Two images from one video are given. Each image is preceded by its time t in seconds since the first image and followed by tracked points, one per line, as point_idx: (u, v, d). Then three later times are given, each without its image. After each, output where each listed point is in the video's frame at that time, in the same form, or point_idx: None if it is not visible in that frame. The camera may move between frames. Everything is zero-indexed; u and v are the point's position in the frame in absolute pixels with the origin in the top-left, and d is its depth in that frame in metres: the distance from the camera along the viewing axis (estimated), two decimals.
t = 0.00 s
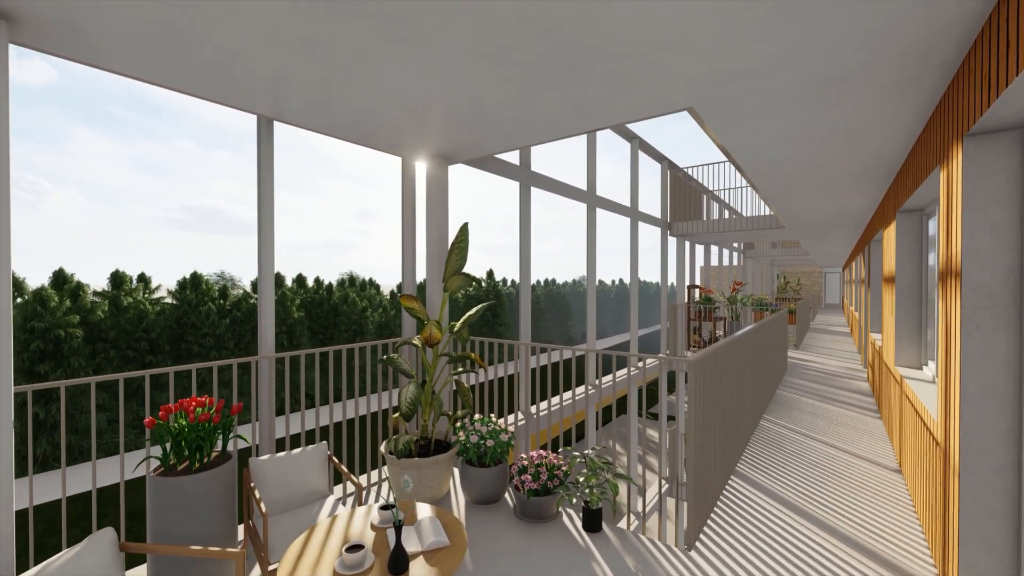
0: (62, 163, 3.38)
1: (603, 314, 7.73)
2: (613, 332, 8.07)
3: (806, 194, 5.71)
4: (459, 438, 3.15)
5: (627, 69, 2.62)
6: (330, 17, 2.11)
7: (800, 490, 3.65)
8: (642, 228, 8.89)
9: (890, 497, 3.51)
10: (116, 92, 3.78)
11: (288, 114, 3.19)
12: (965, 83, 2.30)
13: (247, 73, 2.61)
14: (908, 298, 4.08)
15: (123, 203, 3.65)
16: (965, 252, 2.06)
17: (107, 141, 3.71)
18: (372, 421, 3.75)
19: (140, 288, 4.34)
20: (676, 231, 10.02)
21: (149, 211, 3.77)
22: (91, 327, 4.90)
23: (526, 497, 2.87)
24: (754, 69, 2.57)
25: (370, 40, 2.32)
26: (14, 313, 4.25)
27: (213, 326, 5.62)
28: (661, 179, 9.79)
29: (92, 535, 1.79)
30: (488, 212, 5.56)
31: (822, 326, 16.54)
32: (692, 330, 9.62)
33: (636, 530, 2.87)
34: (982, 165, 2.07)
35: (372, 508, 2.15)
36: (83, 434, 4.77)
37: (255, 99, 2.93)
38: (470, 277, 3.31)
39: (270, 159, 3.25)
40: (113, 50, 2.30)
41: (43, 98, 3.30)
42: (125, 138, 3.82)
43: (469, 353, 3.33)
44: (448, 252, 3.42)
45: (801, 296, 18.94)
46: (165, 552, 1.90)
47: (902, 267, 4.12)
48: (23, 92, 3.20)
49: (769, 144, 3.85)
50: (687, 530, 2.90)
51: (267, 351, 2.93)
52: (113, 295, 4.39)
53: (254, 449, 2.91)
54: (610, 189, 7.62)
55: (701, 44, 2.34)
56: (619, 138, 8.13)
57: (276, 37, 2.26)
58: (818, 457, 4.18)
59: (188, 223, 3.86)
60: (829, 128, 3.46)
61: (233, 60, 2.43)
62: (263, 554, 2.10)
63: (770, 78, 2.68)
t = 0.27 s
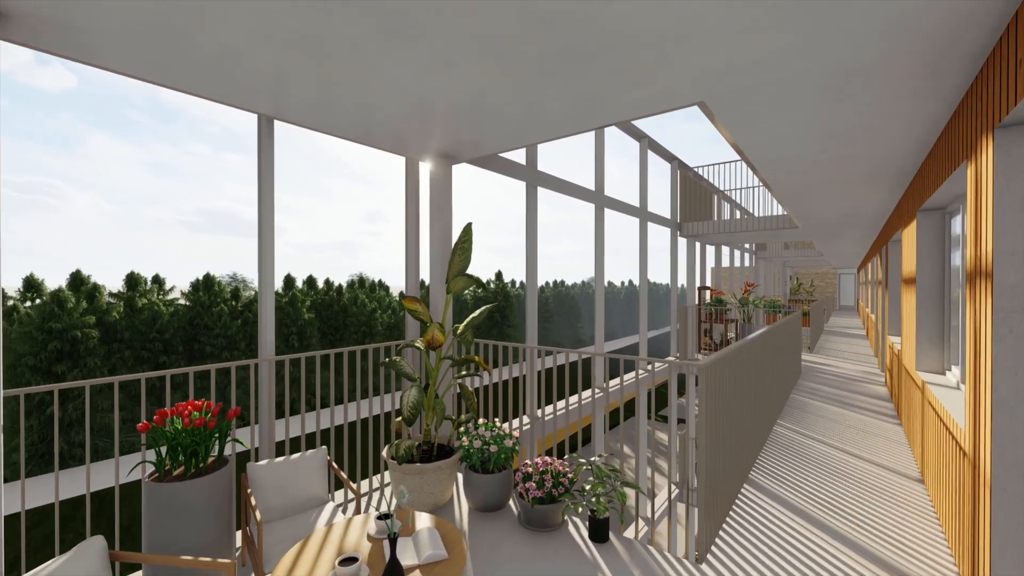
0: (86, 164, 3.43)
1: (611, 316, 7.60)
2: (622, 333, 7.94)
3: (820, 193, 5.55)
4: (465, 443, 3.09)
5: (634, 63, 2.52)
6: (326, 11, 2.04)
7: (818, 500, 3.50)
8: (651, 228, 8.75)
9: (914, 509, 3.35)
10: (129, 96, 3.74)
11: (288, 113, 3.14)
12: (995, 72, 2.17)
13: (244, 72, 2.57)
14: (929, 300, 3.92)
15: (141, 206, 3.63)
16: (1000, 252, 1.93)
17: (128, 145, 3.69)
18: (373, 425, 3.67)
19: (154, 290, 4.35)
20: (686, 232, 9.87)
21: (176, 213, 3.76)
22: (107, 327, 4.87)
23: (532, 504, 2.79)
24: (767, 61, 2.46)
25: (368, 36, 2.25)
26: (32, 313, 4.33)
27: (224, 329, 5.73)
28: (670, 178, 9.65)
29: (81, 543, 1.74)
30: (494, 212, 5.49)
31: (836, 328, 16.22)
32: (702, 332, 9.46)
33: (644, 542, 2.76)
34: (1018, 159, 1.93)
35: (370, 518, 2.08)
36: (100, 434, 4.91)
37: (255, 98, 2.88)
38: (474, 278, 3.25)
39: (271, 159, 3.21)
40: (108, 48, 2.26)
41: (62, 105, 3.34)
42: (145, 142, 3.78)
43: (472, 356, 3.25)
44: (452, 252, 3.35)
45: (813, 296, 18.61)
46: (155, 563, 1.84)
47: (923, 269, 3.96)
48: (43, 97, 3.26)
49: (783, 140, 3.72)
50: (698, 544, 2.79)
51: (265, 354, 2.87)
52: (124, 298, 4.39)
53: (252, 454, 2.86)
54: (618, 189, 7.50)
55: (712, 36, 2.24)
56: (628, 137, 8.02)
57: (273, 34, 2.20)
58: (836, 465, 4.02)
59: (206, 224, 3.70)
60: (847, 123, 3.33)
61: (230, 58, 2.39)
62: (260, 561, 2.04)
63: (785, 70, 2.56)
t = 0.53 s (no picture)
0: (92, 164, 3.87)
1: (617, 317, 7.50)
2: (628, 335, 7.83)
3: (832, 192, 5.41)
4: (465, 449, 3.01)
5: (638, 53, 2.41)
6: None
7: (832, 510, 3.37)
8: (657, 229, 8.64)
9: (934, 521, 3.21)
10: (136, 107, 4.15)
11: (284, 110, 3.08)
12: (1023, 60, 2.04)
13: (234, 66, 2.50)
14: (948, 302, 3.78)
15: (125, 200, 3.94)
16: None
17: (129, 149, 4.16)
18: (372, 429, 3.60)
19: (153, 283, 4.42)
20: (694, 233, 9.74)
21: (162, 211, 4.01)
22: (117, 328, 5.00)
23: (533, 513, 2.70)
24: (780, 52, 2.34)
25: (359, 27, 2.16)
26: (44, 314, 4.28)
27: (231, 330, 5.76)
28: (677, 179, 9.54)
29: (62, 553, 1.69)
30: (498, 212, 5.41)
31: (847, 331, 15.96)
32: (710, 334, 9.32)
33: (650, 555, 2.65)
34: None
35: (362, 530, 2.00)
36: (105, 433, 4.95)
37: (248, 93, 2.82)
38: (475, 279, 3.17)
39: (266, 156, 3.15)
40: (95, 39, 2.20)
41: (72, 108, 3.68)
42: (148, 147, 4.24)
43: (473, 360, 3.17)
44: (452, 253, 3.26)
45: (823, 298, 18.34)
46: None
47: (941, 270, 3.81)
48: (55, 101, 3.57)
49: (795, 136, 3.59)
50: (706, 556, 2.68)
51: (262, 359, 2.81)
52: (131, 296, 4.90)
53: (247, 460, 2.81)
54: (624, 189, 7.40)
55: (720, 23, 2.13)
56: (634, 137, 7.93)
57: (262, 24, 2.12)
58: (851, 474, 3.88)
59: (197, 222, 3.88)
60: (863, 117, 3.20)
61: (220, 52, 2.32)
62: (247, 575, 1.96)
63: (796, 60, 2.44)
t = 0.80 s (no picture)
0: (103, 163, 3.26)
1: (618, 319, 7.39)
2: (630, 336, 7.72)
3: (838, 191, 5.30)
4: (462, 455, 2.91)
5: (641, 44, 2.31)
6: None
7: (845, 521, 3.22)
8: (659, 228, 8.52)
9: (951, 531, 3.08)
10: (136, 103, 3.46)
11: (275, 105, 2.98)
12: None
13: (221, 58, 2.40)
14: (960, 303, 3.67)
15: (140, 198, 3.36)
16: None
17: (137, 150, 3.43)
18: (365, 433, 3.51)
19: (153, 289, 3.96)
20: (696, 233, 9.62)
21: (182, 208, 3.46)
22: (118, 329, 4.87)
23: (533, 522, 2.60)
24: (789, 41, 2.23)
25: (349, 16, 2.07)
26: (46, 315, 4.06)
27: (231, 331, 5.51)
28: (679, 178, 9.42)
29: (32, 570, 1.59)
30: (496, 212, 5.32)
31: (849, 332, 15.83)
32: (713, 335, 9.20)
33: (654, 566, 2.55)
34: None
35: (351, 543, 1.90)
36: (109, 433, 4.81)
37: (237, 87, 2.72)
38: (473, 280, 3.08)
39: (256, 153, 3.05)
40: (73, 28, 2.10)
41: (74, 108, 3.16)
42: (154, 148, 3.50)
43: (470, 363, 3.07)
44: (449, 254, 3.18)
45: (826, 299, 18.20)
46: None
47: (953, 270, 3.70)
48: (54, 101, 3.09)
49: (801, 134, 3.48)
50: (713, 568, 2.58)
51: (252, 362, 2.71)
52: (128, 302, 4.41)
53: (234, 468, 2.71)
54: (626, 189, 7.29)
55: (727, 10, 2.03)
56: (636, 135, 7.82)
57: (247, 13, 2.03)
58: (864, 482, 3.74)
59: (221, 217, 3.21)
60: (872, 113, 3.09)
61: (206, 43, 2.22)
62: None
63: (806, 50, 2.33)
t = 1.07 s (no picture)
0: (98, 164, 3.40)
1: (616, 319, 7.29)
2: (627, 336, 7.63)
3: (839, 191, 5.21)
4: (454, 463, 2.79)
5: (639, 34, 2.19)
6: None
7: (851, 530, 3.12)
8: (657, 228, 8.44)
9: (958, 539, 2.99)
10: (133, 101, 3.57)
11: (257, 97, 2.85)
12: None
13: (194, 46, 2.26)
14: (966, 305, 3.58)
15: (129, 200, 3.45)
16: None
17: (134, 150, 3.57)
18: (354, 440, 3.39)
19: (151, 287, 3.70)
20: (694, 233, 9.55)
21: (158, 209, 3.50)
22: (110, 329, 4.60)
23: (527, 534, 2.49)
24: (796, 30, 2.12)
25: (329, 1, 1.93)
26: (37, 315, 4.05)
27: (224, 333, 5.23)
28: (677, 178, 9.35)
29: None
30: (491, 211, 5.20)
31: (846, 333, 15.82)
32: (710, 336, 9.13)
33: None
34: None
35: (332, 563, 1.79)
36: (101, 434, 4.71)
37: (215, 77, 2.58)
38: (466, 280, 2.97)
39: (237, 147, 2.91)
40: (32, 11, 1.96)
41: (71, 108, 3.29)
42: (152, 148, 3.62)
43: (462, 367, 2.95)
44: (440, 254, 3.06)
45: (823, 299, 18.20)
46: None
47: (958, 271, 3.61)
48: (53, 101, 3.22)
49: (804, 131, 3.37)
50: None
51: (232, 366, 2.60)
52: (122, 301, 4.36)
53: (213, 478, 2.58)
54: (623, 188, 7.20)
55: None
56: (633, 134, 7.73)
57: None
58: (868, 489, 3.63)
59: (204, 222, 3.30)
60: (878, 109, 2.99)
61: (177, 29, 2.09)
62: None
63: (812, 40, 2.22)
